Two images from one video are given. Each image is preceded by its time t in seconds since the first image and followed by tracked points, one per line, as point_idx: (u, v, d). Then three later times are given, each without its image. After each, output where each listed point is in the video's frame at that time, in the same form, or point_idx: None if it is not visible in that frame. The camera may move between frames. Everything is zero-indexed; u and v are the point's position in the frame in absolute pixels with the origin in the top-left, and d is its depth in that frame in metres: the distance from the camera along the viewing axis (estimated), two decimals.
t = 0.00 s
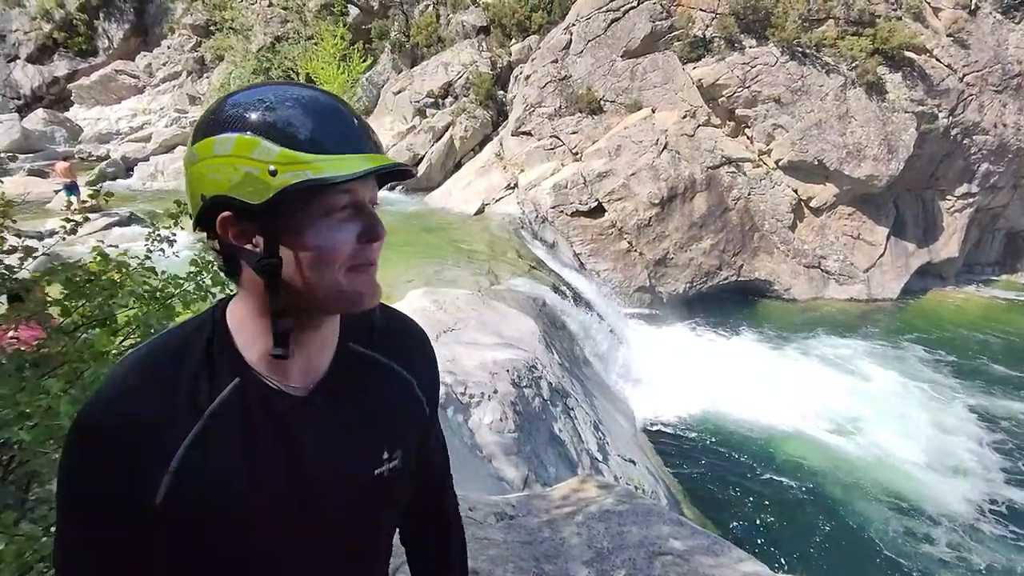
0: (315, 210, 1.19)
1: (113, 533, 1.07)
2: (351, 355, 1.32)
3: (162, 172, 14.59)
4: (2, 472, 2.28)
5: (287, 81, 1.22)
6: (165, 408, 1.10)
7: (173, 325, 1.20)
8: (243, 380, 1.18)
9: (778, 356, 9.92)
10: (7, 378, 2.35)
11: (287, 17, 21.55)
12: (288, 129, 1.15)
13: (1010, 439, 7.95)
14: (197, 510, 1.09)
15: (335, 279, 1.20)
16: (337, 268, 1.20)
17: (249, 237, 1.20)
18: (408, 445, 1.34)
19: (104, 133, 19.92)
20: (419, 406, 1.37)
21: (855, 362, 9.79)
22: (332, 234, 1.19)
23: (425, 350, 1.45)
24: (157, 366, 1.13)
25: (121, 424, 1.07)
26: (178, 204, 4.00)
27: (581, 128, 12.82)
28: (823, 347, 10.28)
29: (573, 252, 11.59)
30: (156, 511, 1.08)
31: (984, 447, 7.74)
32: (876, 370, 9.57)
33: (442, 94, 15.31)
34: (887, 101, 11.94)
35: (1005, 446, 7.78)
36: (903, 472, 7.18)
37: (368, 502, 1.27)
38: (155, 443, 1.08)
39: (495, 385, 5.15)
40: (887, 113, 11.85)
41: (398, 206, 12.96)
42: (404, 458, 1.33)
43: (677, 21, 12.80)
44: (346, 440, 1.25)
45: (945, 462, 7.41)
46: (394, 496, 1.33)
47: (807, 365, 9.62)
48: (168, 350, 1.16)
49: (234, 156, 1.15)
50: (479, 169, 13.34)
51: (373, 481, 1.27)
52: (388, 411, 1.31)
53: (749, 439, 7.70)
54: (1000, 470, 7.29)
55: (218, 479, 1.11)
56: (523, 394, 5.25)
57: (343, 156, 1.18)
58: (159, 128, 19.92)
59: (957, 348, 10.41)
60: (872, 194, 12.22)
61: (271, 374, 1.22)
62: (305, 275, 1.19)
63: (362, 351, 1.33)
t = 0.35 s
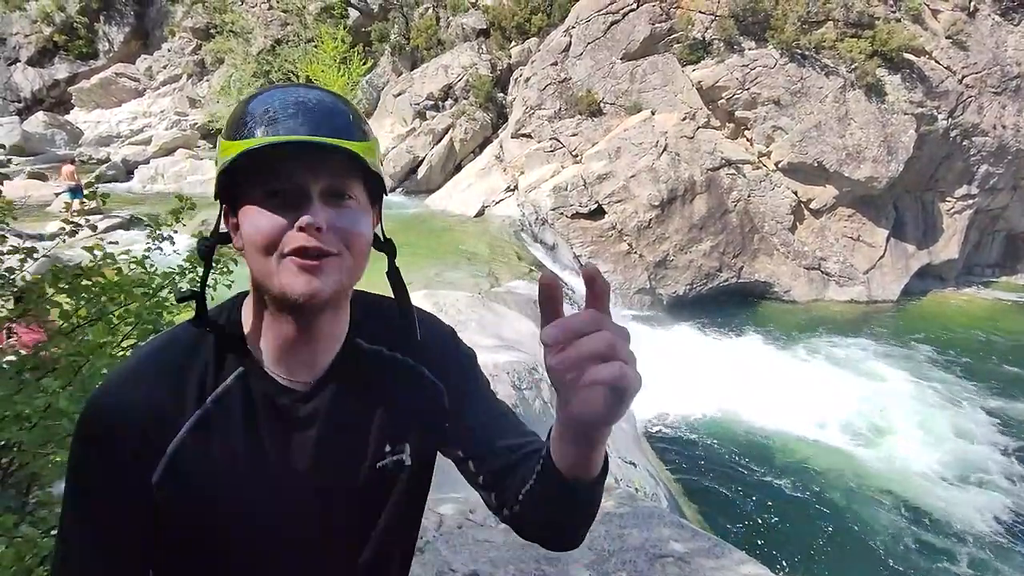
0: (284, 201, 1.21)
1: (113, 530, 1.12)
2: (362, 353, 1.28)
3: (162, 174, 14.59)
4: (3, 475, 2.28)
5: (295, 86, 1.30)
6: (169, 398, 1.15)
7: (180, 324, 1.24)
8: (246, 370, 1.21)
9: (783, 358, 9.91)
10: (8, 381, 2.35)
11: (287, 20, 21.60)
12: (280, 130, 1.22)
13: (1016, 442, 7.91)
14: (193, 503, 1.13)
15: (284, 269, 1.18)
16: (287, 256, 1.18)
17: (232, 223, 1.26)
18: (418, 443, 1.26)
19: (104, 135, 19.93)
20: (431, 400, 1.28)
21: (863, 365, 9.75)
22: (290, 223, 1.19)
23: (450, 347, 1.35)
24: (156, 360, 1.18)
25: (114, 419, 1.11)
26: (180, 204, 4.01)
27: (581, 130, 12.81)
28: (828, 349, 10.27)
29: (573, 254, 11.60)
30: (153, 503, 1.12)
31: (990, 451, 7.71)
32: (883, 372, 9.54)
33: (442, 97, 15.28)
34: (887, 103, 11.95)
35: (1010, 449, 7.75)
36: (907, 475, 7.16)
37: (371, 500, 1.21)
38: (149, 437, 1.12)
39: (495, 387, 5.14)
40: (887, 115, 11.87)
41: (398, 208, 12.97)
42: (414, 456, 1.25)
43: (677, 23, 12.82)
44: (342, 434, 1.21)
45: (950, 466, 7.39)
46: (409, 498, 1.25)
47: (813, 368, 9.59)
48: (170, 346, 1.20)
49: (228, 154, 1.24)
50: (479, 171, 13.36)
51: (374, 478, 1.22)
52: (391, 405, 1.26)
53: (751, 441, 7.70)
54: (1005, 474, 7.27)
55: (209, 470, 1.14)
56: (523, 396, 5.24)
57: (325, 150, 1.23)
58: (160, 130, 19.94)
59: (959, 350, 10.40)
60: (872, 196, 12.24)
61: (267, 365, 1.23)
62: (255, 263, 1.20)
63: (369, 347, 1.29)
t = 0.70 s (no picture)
0: (288, 202, 1.23)
1: (116, 526, 1.16)
2: (372, 364, 1.28)
3: (162, 175, 14.58)
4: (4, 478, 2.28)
5: (302, 83, 1.29)
6: (167, 397, 1.17)
7: (184, 325, 1.26)
8: (249, 370, 1.22)
9: (785, 359, 9.91)
10: (9, 382, 2.34)
11: (287, 21, 21.64)
12: (282, 133, 1.22)
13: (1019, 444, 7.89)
14: (193, 502, 1.16)
15: (287, 272, 1.21)
16: (289, 259, 1.20)
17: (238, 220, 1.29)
18: (419, 451, 1.25)
19: (104, 137, 19.91)
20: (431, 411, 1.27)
21: (866, 366, 9.73)
22: (293, 224, 1.21)
23: (455, 358, 1.34)
24: (155, 361, 1.19)
25: (118, 418, 1.15)
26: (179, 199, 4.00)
27: (581, 131, 12.82)
28: (831, 350, 10.26)
29: (573, 255, 11.62)
30: (154, 501, 1.16)
31: (993, 453, 7.69)
32: (886, 374, 9.52)
33: (441, 98, 15.30)
34: (886, 104, 11.97)
35: (1014, 451, 7.73)
36: (909, 477, 7.15)
37: (371, 510, 1.21)
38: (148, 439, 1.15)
39: (496, 389, 5.15)
40: (886, 116, 11.89)
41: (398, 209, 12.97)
42: (415, 466, 1.24)
43: (676, 25, 12.84)
44: (340, 440, 1.21)
45: (953, 468, 7.37)
46: (414, 505, 1.25)
47: (815, 369, 9.58)
48: (171, 346, 1.21)
49: (234, 151, 1.25)
50: (479, 173, 13.36)
51: (377, 498, 1.21)
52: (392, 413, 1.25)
53: (751, 442, 7.73)
54: (1007, 476, 7.25)
55: (206, 473, 1.16)
56: (523, 398, 5.25)
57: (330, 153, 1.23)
58: (159, 132, 19.95)
59: (960, 351, 10.40)
60: (872, 197, 12.25)
61: (271, 366, 1.25)
62: (260, 264, 1.22)
63: (370, 354, 1.28)
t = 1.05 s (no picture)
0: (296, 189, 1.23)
1: (117, 524, 1.15)
2: (374, 358, 1.30)
3: (162, 176, 14.57)
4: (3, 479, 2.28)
5: (317, 84, 1.31)
6: (170, 388, 1.17)
7: (188, 320, 1.27)
8: (254, 365, 1.23)
9: (786, 360, 9.91)
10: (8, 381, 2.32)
11: (288, 22, 21.66)
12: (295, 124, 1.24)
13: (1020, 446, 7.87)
14: (199, 499, 1.16)
15: (292, 258, 1.19)
16: (294, 246, 1.19)
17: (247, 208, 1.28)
18: (421, 441, 1.29)
19: (104, 138, 19.92)
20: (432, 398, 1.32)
21: (867, 368, 9.72)
22: (300, 209, 1.21)
23: (450, 345, 1.41)
24: (159, 353, 1.19)
25: (124, 414, 1.15)
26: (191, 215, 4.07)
27: (581, 132, 12.83)
28: (832, 351, 10.25)
29: (573, 256, 11.63)
30: (157, 495, 1.16)
31: (993, 454, 7.67)
32: (886, 375, 9.51)
33: (441, 99, 15.28)
34: (886, 104, 11.98)
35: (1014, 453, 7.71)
36: (910, 479, 7.14)
37: (377, 501, 1.23)
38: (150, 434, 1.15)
39: (496, 390, 5.15)
40: (886, 117, 11.90)
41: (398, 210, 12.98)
42: (419, 454, 1.28)
43: (676, 26, 12.87)
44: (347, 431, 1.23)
45: (953, 470, 7.36)
46: (415, 497, 1.28)
47: (816, 370, 9.57)
48: (175, 338, 1.22)
49: (246, 142, 1.26)
50: (479, 173, 13.36)
51: (382, 491, 1.24)
52: (396, 404, 1.28)
53: (751, 443, 7.73)
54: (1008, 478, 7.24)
55: (212, 465, 1.16)
56: (523, 399, 5.25)
57: (341, 145, 1.25)
58: (160, 133, 19.96)
59: (960, 352, 10.39)
60: (871, 197, 12.26)
61: (275, 359, 1.25)
62: (264, 250, 1.21)
63: (372, 350, 1.31)
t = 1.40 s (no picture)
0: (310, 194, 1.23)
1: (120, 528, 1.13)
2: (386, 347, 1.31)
3: (162, 177, 14.56)
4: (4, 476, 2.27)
5: (327, 82, 1.30)
6: (177, 389, 1.15)
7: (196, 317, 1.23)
8: (271, 359, 1.22)
9: (786, 361, 9.90)
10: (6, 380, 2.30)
11: (288, 23, 21.66)
12: (305, 127, 1.23)
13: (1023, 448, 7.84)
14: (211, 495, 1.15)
15: (308, 263, 1.20)
16: (309, 251, 1.20)
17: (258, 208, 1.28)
18: (434, 423, 1.32)
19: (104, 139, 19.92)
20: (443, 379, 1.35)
21: (867, 369, 9.72)
22: (315, 216, 1.21)
23: (455, 332, 1.43)
24: (165, 352, 1.17)
25: (126, 418, 1.12)
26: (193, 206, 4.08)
27: (581, 133, 12.83)
28: (833, 352, 10.24)
29: (573, 256, 11.63)
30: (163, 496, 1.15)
31: (995, 455, 7.66)
32: (888, 377, 9.47)
33: (442, 100, 15.30)
34: (886, 105, 11.98)
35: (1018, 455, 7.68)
36: (912, 481, 7.12)
37: (390, 481, 1.26)
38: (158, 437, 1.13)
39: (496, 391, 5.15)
40: (886, 118, 11.90)
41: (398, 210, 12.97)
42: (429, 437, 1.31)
43: (676, 26, 12.90)
44: (359, 423, 1.24)
45: (956, 471, 7.33)
46: (426, 480, 1.31)
47: (817, 372, 9.56)
48: (185, 336, 1.19)
49: (257, 147, 1.25)
50: (480, 174, 13.35)
51: (396, 477, 1.26)
52: (407, 392, 1.30)
53: (751, 443, 7.73)
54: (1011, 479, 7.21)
55: (226, 461, 1.16)
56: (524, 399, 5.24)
57: (351, 151, 1.25)
58: (160, 134, 19.97)
59: (961, 352, 10.38)
60: (871, 198, 12.26)
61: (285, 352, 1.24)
62: (279, 252, 1.21)
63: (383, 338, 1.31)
